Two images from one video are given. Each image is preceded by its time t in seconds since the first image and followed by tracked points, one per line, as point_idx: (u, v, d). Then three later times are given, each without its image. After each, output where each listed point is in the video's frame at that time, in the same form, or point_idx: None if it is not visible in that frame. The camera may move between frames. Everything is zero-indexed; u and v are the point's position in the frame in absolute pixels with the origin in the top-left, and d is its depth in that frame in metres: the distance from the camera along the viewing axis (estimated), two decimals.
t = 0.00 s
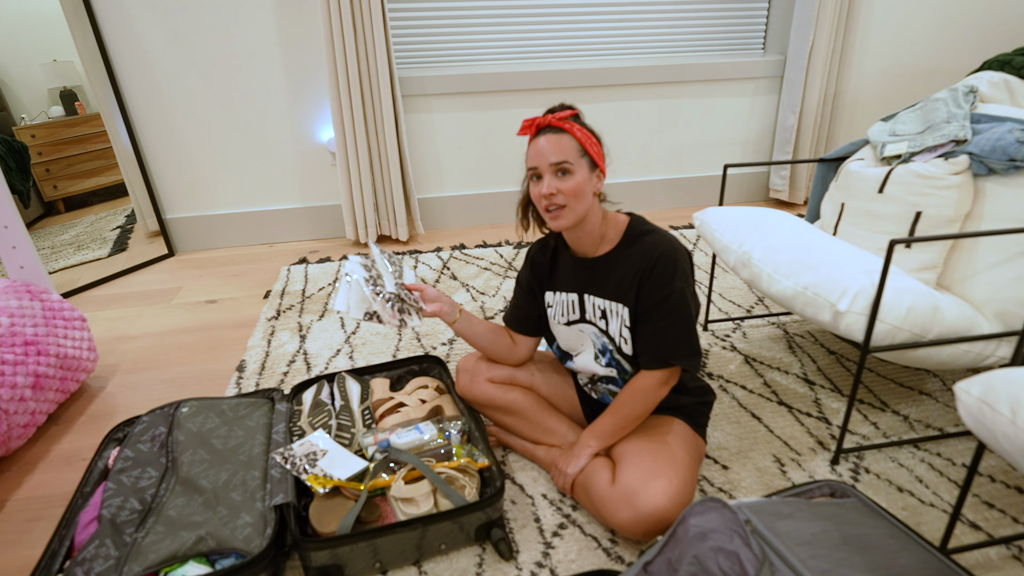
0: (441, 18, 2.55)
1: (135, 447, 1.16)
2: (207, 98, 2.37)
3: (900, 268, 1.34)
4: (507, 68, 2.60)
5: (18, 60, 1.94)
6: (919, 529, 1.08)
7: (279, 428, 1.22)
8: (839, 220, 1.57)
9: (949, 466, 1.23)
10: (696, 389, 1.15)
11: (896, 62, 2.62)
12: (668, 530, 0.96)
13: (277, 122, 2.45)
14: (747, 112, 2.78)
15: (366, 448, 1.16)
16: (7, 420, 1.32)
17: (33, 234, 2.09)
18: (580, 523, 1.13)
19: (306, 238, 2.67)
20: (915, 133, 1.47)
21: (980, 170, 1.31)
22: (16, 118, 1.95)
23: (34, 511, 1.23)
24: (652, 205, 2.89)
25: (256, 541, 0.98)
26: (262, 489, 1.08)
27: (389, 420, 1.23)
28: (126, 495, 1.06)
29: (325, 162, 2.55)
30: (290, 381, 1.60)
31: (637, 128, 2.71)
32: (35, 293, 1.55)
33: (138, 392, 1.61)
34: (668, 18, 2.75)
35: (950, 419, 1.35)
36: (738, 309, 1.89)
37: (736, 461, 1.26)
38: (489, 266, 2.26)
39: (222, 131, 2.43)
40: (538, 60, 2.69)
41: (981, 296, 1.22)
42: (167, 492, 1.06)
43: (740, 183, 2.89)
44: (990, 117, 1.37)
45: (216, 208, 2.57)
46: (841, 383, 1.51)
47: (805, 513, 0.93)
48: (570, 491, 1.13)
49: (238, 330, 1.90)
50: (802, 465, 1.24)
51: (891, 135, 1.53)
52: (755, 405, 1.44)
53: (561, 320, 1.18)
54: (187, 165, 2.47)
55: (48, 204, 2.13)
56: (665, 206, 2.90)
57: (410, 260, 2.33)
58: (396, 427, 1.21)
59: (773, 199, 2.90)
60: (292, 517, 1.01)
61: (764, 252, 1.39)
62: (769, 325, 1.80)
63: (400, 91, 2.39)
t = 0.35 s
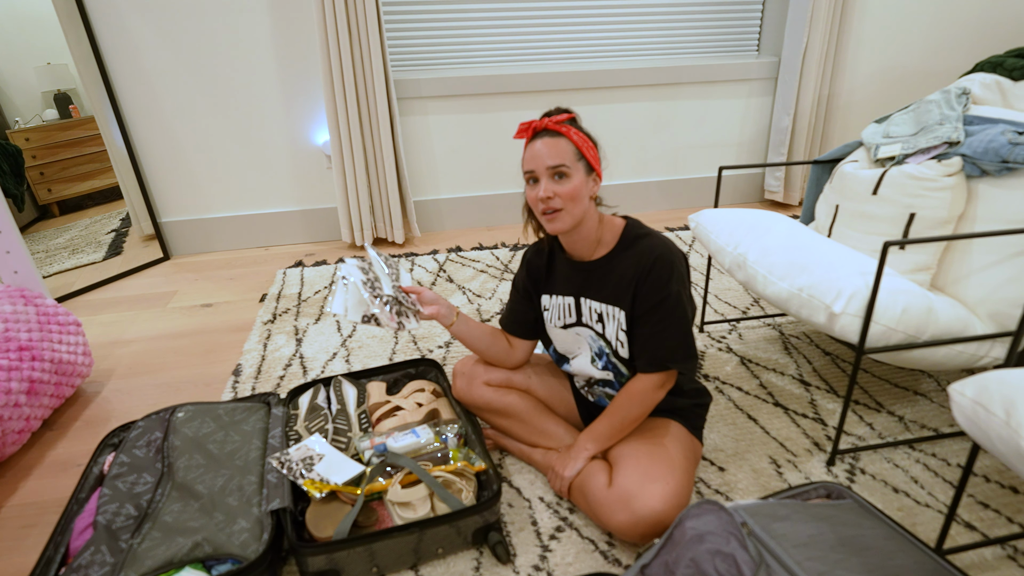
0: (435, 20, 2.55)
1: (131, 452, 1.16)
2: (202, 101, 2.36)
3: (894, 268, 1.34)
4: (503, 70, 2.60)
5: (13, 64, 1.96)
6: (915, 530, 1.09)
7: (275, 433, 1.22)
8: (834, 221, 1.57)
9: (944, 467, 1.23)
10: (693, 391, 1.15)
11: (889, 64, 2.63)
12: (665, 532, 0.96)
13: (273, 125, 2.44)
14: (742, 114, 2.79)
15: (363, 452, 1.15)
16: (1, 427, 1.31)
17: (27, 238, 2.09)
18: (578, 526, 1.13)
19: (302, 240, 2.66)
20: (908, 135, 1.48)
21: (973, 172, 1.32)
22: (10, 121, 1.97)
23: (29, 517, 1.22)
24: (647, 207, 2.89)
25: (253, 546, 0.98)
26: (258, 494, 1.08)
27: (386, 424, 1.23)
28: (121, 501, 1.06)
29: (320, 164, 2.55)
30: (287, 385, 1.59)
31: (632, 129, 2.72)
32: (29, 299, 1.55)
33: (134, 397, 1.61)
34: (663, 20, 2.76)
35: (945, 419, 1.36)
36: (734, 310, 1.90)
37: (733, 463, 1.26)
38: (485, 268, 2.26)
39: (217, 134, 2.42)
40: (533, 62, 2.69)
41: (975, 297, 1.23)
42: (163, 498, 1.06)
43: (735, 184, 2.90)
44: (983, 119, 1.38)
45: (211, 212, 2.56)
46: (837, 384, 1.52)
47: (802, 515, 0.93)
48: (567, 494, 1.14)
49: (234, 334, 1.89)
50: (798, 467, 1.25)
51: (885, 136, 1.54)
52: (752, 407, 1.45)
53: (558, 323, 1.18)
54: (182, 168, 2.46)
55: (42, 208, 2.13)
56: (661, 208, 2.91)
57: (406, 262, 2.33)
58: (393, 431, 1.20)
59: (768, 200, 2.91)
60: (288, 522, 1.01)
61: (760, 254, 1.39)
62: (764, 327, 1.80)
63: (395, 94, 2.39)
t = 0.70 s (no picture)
0: (429, 24, 2.55)
1: (122, 459, 1.15)
2: (196, 105, 2.35)
3: (886, 273, 1.35)
4: (496, 74, 2.60)
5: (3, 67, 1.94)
6: (908, 534, 1.09)
7: (268, 439, 1.21)
8: (826, 225, 1.58)
9: (936, 470, 1.24)
10: (686, 396, 1.15)
11: (880, 69, 2.65)
12: (659, 538, 0.96)
13: (266, 128, 2.44)
14: (734, 118, 2.80)
15: (356, 458, 1.14)
16: None
17: (18, 242, 2.08)
18: (572, 532, 1.13)
19: (295, 244, 2.66)
20: (899, 140, 1.49)
21: (964, 177, 1.34)
22: None
23: (18, 525, 1.21)
24: (641, 211, 2.90)
25: (245, 553, 0.98)
26: (251, 501, 1.07)
27: (380, 429, 1.23)
28: (112, 509, 1.05)
29: (314, 168, 2.54)
30: (280, 390, 1.58)
31: (626, 134, 2.73)
32: (20, 304, 1.55)
33: (125, 403, 1.59)
34: (656, 24, 2.77)
35: (937, 423, 1.37)
36: (727, 314, 1.90)
37: (727, 467, 1.26)
38: (479, 272, 2.26)
39: (210, 137, 2.42)
40: (527, 66, 2.70)
41: (966, 301, 1.24)
42: (155, 505, 1.05)
43: (728, 188, 2.91)
44: (973, 124, 1.38)
45: (204, 216, 2.55)
46: (830, 387, 1.52)
47: (795, 520, 0.93)
48: (561, 499, 1.13)
49: (227, 338, 1.88)
50: (792, 471, 1.25)
51: (877, 141, 1.55)
52: (746, 411, 1.45)
53: (552, 328, 1.18)
54: (175, 172, 2.45)
55: (33, 212, 2.14)
56: (655, 211, 2.91)
57: (400, 266, 2.33)
58: (387, 436, 1.20)
59: (762, 204, 2.92)
60: (281, 529, 1.01)
61: (753, 259, 1.40)
62: (758, 330, 1.81)
63: (389, 98, 2.38)
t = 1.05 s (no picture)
0: (425, 25, 2.55)
1: (116, 462, 1.14)
2: (191, 106, 2.35)
3: (882, 274, 1.36)
4: (492, 75, 2.60)
5: None
6: (904, 534, 1.09)
7: (263, 441, 1.21)
8: (822, 227, 1.59)
9: (932, 470, 1.24)
10: (683, 397, 1.15)
11: (876, 70, 2.66)
12: (656, 539, 0.96)
13: (261, 129, 2.43)
14: (730, 119, 2.81)
15: (353, 460, 1.14)
16: None
17: (12, 244, 2.08)
18: (569, 533, 1.12)
19: (291, 246, 2.65)
20: (895, 141, 1.49)
21: (958, 177, 1.34)
22: None
23: (11, 529, 1.20)
24: (638, 212, 2.90)
25: (240, 557, 0.97)
26: (246, 504, 1.07)
27: (376, 431, 1.22)
28: (106, 512, 1.04)
29: (309, 169, 2.53)
30: (276, 393, 1.58)
31: (622, 135, 2.73)
32: (13, 307, 1.53)
33: (120, 405, 1.59)
34: (652, 25, 2.77)
35: (932, 423, 1.37)
36: (724, 315, 1.91)
37: (723, 468, 1.26)
38: (476, 274, 2.25)
39: (205, 138, 2.41)
40: (523, 68, 2.70)
41: (961, 301, 1.24)
42: (150, 508, 1.04)
43: (724, 189, 2.92)
44: (967, 126, 1.39)
45: (200, 217, 2.54)
46: (826, 388, 1.53)
47: (792, 520, 0.93)
48: (557, 501, 1.13)
49: (222, 340, 1.88)
50: (788, 472, 1.25)
51: (872, 143, 1.55)
52: (742, 412, 1.45)
53: (548, 329, 1.18)
54: (170, 173, 2.44)
55: (28, 213, 2.13)
56: (651, 213, 2.92)
57: (396, 268, 2.32)
58: (383, 438, 1.19)
59: (758, 205, 2.93)
60: (277, 532, 1.00)
61: (748, 260, 1.40)
62: (754, 331, 1.81)
63: (385, 99, 2.38)
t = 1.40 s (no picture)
0: (423, 26, 2.55)
1: (114, 464, 1.14)
2: (188, 108, 2.34)
3: (880, 272, 1.36)
4: (491, 76, 2.60)
5: None
6: (904, 532, 1.09)
7: (262, 442, 1.20)
8: (820, 225, 1.59)
9: (932, 469, 1.24)
10: (682, 396, 1.15)
11: (873, 70, 2.67)
12: (656, 539, 0.96)
13: (259, 130, 2.43)
14: (728, 119, 2.81)
15: (352, 461, 1.14)
16: None
17: (10, 246, 2.07)
18: (569, 533, 1.12)
19: (289, 247, 2.65)
20: (892, 140, 1.50)
21: (957, 176, 1.34)
22: None
23: (9, 532, 1.19)
24: (636, 212, 2.90)
25: (239, 558, 0.97)
26: (245, 505, 1.06)
27: (374, 432, 1.22)
28: (104, 514, 1.04)
29: (307, 170, 2.53)
30: (275, 394, 1.57)
31: (620, 135, 2.73)
32: (10, 309, 1.53)
33: (118, 407, 1.58)
34: (650, 25, 2.78)
35: (931, 421, 1.37)
36: (723, 314, 1.91)
37: (723, 467, 1.26)
38: (474, 274, 2.25)
39: (203, 139, 2.40)
40: (520, 68, 2.70)
41: (960, 299, 1.24)
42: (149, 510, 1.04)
43: (723, 189, 2.92)
44: (965, 124, 1.40)
45: (198, 218, 2.54)
46: (824, 387, 1.53)
47: (791, 519, 0.93)
48: (557, 501, 1.13)
49: (220, 342, 1.87)
50: (788, 471, 1.25)
51: (870, 141, 1.55)
52: (741, 411, 1.45)
53: (547, 329, 1.18)
54: (168, 174, 2.44)
55: (25, 215, 2.13)
56: (650, 213, 2.92)
57: (394, 268, 2.32)
58: (382, 439, 1.19)
59: (756, 204, 2.93)
60: (276, 533, 1.00)
61: (747, 259, 1.40)
62: (753, 330, 1.81)
63: (382, 99, 2.38)
